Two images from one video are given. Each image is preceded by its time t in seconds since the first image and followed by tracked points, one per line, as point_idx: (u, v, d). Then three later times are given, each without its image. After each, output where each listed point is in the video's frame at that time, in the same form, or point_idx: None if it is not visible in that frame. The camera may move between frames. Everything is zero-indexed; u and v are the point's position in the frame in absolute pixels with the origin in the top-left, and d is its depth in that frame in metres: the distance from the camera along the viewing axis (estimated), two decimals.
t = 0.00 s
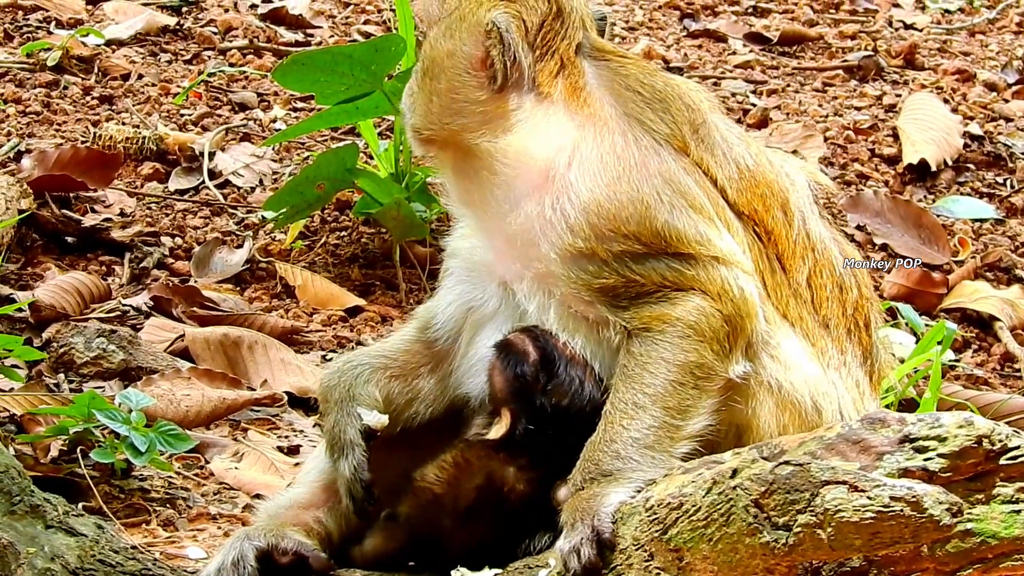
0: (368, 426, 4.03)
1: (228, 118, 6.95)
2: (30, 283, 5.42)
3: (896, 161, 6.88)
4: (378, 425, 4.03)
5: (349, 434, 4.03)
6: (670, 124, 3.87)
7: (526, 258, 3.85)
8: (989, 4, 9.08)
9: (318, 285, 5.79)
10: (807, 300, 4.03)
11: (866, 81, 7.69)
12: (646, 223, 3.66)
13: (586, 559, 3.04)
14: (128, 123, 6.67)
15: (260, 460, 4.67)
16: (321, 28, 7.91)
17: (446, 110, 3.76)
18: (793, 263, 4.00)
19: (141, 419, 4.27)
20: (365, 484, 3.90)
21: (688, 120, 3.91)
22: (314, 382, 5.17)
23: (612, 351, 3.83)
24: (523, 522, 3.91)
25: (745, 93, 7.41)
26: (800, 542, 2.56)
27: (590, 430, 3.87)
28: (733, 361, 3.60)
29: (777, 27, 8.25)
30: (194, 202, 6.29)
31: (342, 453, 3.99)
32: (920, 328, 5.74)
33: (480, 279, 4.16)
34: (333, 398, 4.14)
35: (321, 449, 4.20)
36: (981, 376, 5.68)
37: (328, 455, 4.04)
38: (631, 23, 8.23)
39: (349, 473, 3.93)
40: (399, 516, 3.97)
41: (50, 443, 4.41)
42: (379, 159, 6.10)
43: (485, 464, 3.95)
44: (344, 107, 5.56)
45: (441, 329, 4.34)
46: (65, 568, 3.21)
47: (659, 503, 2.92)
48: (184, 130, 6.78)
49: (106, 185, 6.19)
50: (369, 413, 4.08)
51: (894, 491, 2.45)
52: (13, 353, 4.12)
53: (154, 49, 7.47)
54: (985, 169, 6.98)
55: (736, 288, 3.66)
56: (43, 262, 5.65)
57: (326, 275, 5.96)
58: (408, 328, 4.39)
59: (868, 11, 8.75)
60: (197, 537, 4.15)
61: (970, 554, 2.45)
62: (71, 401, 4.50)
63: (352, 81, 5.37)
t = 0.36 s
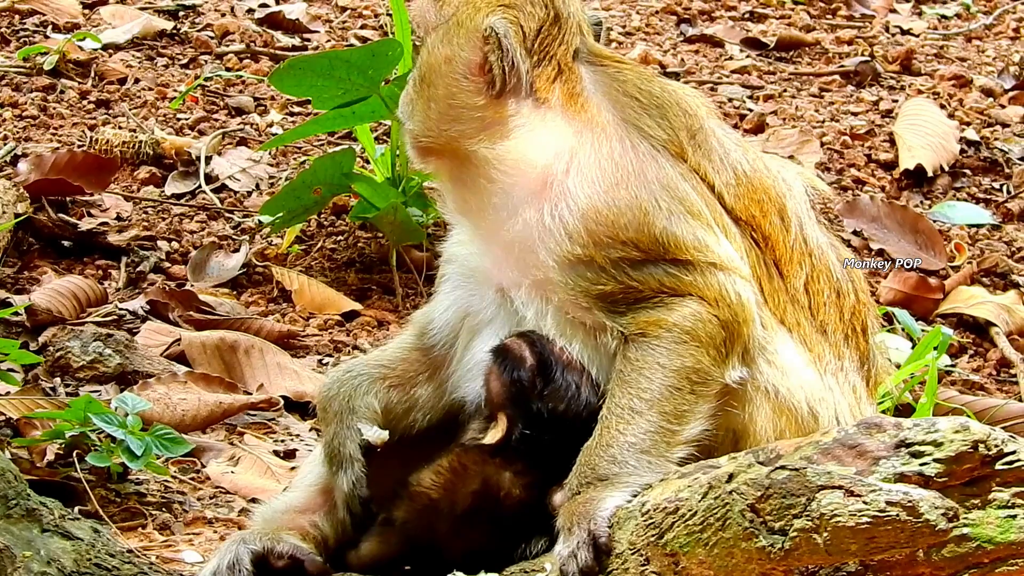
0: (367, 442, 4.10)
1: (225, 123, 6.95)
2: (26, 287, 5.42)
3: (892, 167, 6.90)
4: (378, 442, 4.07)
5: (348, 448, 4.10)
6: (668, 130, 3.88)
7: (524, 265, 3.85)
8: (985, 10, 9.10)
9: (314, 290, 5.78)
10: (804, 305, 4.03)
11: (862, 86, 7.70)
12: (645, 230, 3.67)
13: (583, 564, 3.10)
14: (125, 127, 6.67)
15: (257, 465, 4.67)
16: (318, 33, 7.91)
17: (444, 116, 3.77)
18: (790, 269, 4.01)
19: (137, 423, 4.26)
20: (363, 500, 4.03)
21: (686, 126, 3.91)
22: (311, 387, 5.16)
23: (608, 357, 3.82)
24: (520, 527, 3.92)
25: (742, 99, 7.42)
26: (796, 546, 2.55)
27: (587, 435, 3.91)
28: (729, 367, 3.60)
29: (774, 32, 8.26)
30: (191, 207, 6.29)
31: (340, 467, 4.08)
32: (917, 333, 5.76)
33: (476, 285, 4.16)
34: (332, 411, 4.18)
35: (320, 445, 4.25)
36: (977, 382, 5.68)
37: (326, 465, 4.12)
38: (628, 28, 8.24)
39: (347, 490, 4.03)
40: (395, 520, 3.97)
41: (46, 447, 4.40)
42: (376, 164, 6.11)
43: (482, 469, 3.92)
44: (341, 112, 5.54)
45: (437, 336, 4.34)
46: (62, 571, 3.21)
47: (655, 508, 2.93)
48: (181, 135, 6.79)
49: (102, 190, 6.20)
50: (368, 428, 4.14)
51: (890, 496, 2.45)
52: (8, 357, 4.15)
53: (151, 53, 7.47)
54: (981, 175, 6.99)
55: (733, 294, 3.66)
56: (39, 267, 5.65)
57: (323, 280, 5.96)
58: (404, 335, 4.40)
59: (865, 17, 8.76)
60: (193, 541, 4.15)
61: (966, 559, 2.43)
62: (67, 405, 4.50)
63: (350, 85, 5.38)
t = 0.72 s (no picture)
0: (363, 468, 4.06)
1: (221, 126, 6.95)
2: (22, 291, 5.41)
3: (888, 169, 6.90)
4: (374, 468, 4.06)
5: (344, 472, 4.06)
6: (664, 134, 3.88)
7: (520, 268, 3.85)
8: (981, 12, 9.10)
9: (310, 293, 5.77)
10: (800, 309, 4.03)
11: (858, 89, 7.71)
12: (642, 233, 3.66)
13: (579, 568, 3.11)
14: (120, 130, 6.67)
15: (252, 468, 4.66)
16: (314, 36, 7.91)
17: (441, 121, 3.78)
18: (786, 273, 4.01)
19: (132, 426, 4.26)
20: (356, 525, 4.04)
21: (682, 130, 3.92)
22: (307, 390, 5.16)
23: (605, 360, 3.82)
24: (516, 530, 3.92)
25: (737, 101, 7.43)
26: (791, 550, 2.55)
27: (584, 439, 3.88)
28: (725, 370, 3.60)
29: (770, 35, 8.26)
30: (186, 210, 6.28)
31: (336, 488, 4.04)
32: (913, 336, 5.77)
33: (474, 291, 4.16)
34: (329, 432, 4.15)
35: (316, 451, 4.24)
36: (973, 384, 5.68)
37: (322, 485, 4.08)
38: (623, 31, 8.23)
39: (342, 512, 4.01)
40: (391, 523, 3.97)
41: (41, 450, 4.39)
42: (372, 166, 6.11)
43: (478, 473, 3.93)
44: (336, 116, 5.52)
45: (435, 345, 4.34)
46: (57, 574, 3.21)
47: (651, 511, 2.94)
48: (177, 138, 6.78)
49: (98, 194, 6.16)
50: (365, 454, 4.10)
51: (886, 498, 2.45)
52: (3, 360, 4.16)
53: (146, 56, 7.47)
54: (977, 178, 7.00)
55: (729, 298, 3.66)
56: (35, 270, 5.64)
57: (318, 283, 5.96)
58: (402, 345, 4.40)
59: (860, 20, 8.76)
60: (189, 544, 4.15)
61: (961, 561, 2.44)
62: (62, 409, 4.49)
63: (345, 88, 5.38)
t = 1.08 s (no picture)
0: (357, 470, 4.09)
1: (216, 130, 6.94)
2: (17, 294, 5.40)
3: (884, 173, 6.90)
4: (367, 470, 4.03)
5: (339, 475, 4.11)
6: (660, 137, 3.88)
7: (516, 271, 3.84)
8: (976, 16, 9.10)
9: (306, 297, 5.77)
10: (796, 312, 4.03)
11: (853, 93, 7.72)
12: (636, 236, 3.66)
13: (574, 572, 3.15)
14: (116, 134, 6.67)
15: (248, 472, 4.65)
16: (309, 40, 7.90)
17: (437, 123, 3.81)
18: (782, 276, 4.01)
19: (128, 430, 4.26)
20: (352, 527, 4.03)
21: (677, 134, 3.91)
22: (302, 394, 5.16)
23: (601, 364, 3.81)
24: (511, 533, 3.91)
25: (733, 105, 7.43)
26: (787, 553, 2.56)
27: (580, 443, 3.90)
28: (720, 374, 3.59)
29: (765, 39, 8.27)
30: (182, 214, 6.28)
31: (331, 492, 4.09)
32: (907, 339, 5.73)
33: (469, 294, 4.16)
34: (323, 435, 4.18)
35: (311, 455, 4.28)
36: (968, 388, 5.68)
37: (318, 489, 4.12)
38: (618, 35, 8.24)
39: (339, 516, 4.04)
40: (386, 527, 3.95)
41: (37, 455, 4.38)
42: (367, 170, 6.09)
43: (472, 476, 3.91)
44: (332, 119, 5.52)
45: (430, 351, 4.34)
46: None
47: (647, 514, 2.94)
48: (172, 142, 6.77)
49: (93, 197, 6.19)
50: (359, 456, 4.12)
51: (881, 502, 2.45)
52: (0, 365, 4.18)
53: (141, 60, 7.46)
54: (972, 181, 7.01)
55: (724, 301, 3.65)
56: (30, 273, 5.63)
57: (314, 287, 5.95)
58: (397, 351, 4.39)
59: (856, 23, 8.76)
60: (185, 548, 4.14)
61: (958, 565, 2.46)
62: (58, 412, 4.49)
63: (340, 92, 5.38)
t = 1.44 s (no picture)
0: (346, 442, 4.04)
1: (213, 134, 6.94)
2: (15, 298, 5.40)
3: (880, 178, 6.92)
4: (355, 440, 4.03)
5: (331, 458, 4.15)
6: (656, 141, 3.88)
7: (512, 275, 3.85)
8: (973, 20, 9.11)
9: (302, 301, 5.77)
10: (793, 315, 4.03)
11: (850, 97, 7.73)
12: (630, 239, 3.67)
13: None
14: (113, 138, 6.67)
15: (245, 476, 4.65)
16: (307, 44, 7.90)
17: (431, 126, 3.82)
18: (779, 279, 4.01)
19: (125, 434, 4.25)
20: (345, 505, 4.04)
21: (673, 138, 3.91)
22: (300, 398, 5.15)
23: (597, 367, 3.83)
24: (510, 538, 3.91)
25: (730, 109, 7.44)
26: (784, 557, 2.57)
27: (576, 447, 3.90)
28: (717, 378, 3.59)
29: (762, 43, 8.28)
30: (179, 218, 6.28)
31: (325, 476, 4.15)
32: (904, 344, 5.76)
33: (466, 299, 4.16)
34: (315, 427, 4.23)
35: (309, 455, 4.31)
36: (965, 392, 5.69)
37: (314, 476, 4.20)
38: (615, 39, 8.24)
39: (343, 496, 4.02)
40: (384, 531, 3.94)
41: (35, 458, 4.37)
42: (364, 174, 6.08)
43: (470, 481, 3.90)
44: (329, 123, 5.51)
45: (426, 351, 4.37)
46: None
47: (645, 518, 2.95)
48: (169, 146, 6.77)
49: (90, 202, 6.17)
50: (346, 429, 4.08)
51: (879, 506, 2.47)
52: None
53: (139, 64, 7.47)
54: (969, 186, 7.02)
55: (720, 305, 3.65)
56: (28, 277, 5.63)
57: (311, 291, 5.95)
58: (394, 350, 4.44)
59: (852, 28, 8.76)
60: (182, 552, 4.14)
61: (954, 569, 2.44)
62: (56, 416, 4.49)
63: (337, 96, 5.38)
